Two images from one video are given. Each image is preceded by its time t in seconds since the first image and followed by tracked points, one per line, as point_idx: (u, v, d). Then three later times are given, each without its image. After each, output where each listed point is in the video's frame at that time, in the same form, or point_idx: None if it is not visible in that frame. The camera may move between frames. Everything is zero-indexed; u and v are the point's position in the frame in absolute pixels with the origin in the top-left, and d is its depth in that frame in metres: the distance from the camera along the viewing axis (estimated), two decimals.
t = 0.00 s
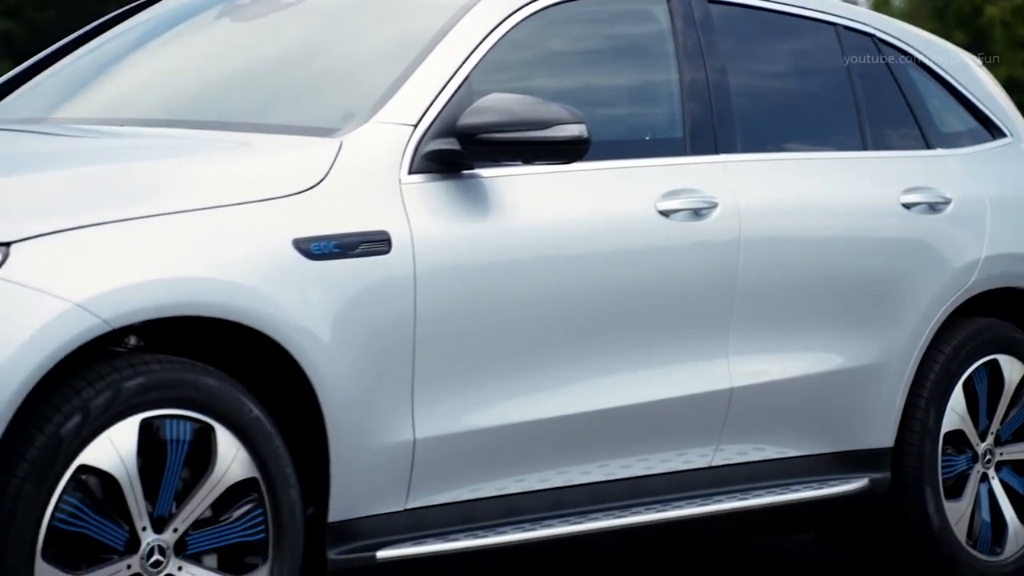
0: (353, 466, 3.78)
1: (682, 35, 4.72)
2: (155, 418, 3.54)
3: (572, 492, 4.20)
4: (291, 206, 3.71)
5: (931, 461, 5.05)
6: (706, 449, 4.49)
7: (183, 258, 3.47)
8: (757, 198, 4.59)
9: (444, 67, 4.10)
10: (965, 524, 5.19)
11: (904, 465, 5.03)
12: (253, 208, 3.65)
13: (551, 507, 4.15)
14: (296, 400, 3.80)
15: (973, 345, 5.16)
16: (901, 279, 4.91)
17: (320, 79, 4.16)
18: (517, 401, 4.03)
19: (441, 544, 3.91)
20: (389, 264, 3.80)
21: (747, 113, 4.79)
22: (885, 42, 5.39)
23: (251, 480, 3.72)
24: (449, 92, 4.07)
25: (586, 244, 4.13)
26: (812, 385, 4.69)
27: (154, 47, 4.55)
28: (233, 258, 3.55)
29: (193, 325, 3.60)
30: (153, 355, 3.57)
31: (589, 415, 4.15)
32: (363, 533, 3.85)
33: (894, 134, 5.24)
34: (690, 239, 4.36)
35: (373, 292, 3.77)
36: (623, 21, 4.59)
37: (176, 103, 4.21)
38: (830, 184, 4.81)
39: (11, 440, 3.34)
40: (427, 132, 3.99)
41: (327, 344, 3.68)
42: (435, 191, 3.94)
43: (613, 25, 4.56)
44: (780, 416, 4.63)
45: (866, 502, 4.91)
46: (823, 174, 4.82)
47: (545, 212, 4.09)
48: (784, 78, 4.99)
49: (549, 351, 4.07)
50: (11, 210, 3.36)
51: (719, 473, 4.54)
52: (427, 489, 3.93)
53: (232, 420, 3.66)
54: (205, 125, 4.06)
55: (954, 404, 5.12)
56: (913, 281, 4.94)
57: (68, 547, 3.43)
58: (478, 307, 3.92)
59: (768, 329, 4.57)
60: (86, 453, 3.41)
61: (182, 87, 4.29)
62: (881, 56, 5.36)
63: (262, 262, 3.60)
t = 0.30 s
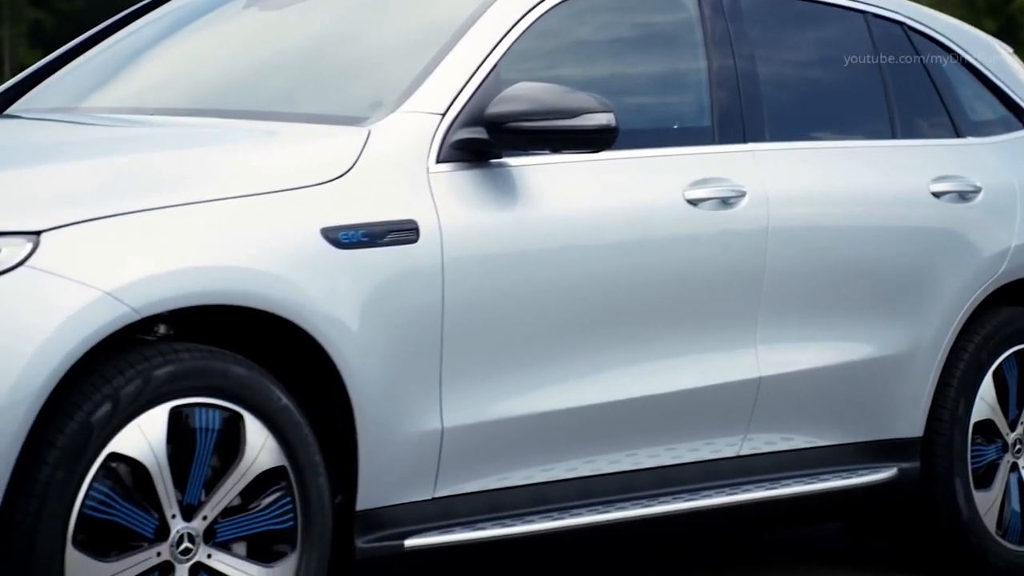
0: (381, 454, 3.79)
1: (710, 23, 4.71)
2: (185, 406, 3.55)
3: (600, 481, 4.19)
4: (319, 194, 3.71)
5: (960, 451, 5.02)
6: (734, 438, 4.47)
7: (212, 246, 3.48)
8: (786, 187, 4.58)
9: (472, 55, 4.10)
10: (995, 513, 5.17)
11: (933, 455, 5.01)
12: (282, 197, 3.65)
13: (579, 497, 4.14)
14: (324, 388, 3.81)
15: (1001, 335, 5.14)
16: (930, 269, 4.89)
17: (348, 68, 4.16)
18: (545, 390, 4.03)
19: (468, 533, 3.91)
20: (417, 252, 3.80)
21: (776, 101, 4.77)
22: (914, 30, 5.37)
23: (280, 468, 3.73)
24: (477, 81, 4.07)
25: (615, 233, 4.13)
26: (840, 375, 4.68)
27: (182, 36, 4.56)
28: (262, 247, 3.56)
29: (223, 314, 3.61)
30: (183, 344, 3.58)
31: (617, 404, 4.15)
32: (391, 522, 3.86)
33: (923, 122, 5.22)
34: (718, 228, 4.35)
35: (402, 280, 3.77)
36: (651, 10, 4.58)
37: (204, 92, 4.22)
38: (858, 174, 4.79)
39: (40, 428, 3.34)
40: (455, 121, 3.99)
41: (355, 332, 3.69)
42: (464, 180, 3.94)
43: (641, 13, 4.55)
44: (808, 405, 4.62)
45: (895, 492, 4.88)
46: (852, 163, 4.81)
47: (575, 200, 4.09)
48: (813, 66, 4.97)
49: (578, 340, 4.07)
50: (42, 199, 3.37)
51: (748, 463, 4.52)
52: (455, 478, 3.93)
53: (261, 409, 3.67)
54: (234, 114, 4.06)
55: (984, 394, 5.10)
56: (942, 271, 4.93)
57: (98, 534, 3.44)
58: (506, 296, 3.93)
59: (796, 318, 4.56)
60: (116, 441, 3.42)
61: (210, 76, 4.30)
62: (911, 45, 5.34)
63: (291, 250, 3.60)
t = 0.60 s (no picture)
0: (413, 441, 3.79)
1: (742, 10, 4.69)
2: (218, 393, 3.56)
3: (630, 468, 4.19)
4: (351, 181, 3.72)
5: (994, 438, 5.00)
6: (766, 425, 4.46)
7: (244, 233, 3.50)
8: (819, 174, 4.56)
9: (503, 43, 4.10)
10: None
11: (967, 443, 4.97)
12: (314, 184, 3.66)
13: (609, 484, 4.13)
14: (356, 375, 3.81)
15: None
16: (963, 256, 4.87)
17: (380, 55, 4.17)
18: (576, 377, 4.03)
19: (500, 519, 3.90)
20: (448, 239, 3.81)
21: (808, 88, 4.76)
22: (949, 16, 5.34)
23: (312, 454, 3.74)
24: (508, 68, 4.07)
25: (646, 220, 4.12)
26: (872, 362, 4.67)
27: (215, 23, 4.58)
28: (293, 234, 3.57)
29: (255, 301, 3.62)
30: (216, 331, 3.59)
31: (648, 391, 4.15)
32: (421, 508, 3.86)
33: (957, 109, 5.19)
34: (750, 214, 4.34)
35: (434, 267, 3.78)
36: None
37: (236, 79, 4.24)
38: (891, 160, 4.77)
39: (75, 414, 3.35)
40: (486, 108, 3.99)
41: (386, 319, 3.70)
42: (495, 167, 3.95)
43: None
44: (840, 393, 4.61)
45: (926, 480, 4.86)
46: (884, 149, 4.79)
47: (606, 187, 4.08)
48: (846, 52, 4.95)
49: (610, 326, 4.07)
50: (76, 185, 3.39)
51: (780, 450, 4.51)
52: (486, 465, 3.94)
53: (293, 395, 3.68)
54: (267, 101, 4.08)
55: (1018, 382, 5.08)
56: (975, 258, 4.90)
57: (131, 519, 3.46)
58: (539, 283, 3.93)
59: (828, 305, 4.54)
60: (149, 427, 3.43)
61: (243, 63, 4.31)
62: (945, 31, 5.30)
63: (323, 237, 3.61)
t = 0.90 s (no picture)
0: (440, 430, 3.80)
1: None
2: (246, 381, 3.57)
3: (657, 457, 4.18)
4: (379, 170, 3.73)
5: None
6: (793, 415, 4.46)
7: (272, 222, 3.50)
8: (848, 163, 4.55)
9: (530, 31, 4.09)
10: None
11: (996, 433, 4.95)
12: (342, 173, 3.67)
13: (636, 473, 4.13)
14: (383, 364, 3.82)
15: None
16: (992, 245, 4.85)
17: (407, 44, 4.18)
18: (604, 367, 4.03)
19: (530, 508, 3.91)
20: (475, 228, 3.81)
21: (836, 76, 4.74)
22: (980, 3, 5.30)
23: (339, 443, 3.75)
24: (535, 57, 4.07)
25: (674, 209, 4.12)
26: (900, 352, 4.65)
27: (244, 12, 4.59)
28: (322, 223, 3.57)
29: (283, 290, 3.62)
30: (243, 320, 3.60)
31: (675, 380, 4.15)
32: (450, 497, 3.87)
33: (988, 97, 5.16)
34: (778, 203, 4.33)
35: (461, 256, 3.78)
36: None
37: (265, 69, 4.25)
38: (921, 149, 4.75)
39: (104, 401, 3.36)
40: (514, 96, 3.99)
41: (414, 308, 3.70)
42: (523, 156, 3.95)
43: None
44: (867, 382, 4.60)
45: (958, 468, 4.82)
46: (913, 138, 4.77)
47: (633, 176, 4.08)
48: (875, 40, 4.93)
49: (637, 315, 4.06)
50: (105, 174, 3.40)
51: (808, 440, 4.50)
52: (513, 454, 3.95)
53: (320, 384, 3.68)
54: (296, 90, 4.09)
55: None
56: (1004, 247, 4.88)
57: (161, 506, 3.47)
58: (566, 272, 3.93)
59: (856, 295, 4.53)
60: (178, 415, 3.44)
61: (271, 53, 4.33)
62: (976, 18, 5.27)
63: (351, 226, 3.62)
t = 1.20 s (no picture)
0: (471, 419, 3.80)
1: None
2: (277, 370, 3.58)
3: (688, 447, 4.18)
4: (412, 159, 3.73)
5: None
6: (825, 405, 4.45)
7: (305, 211, 3.51)
8: (880, 152, 4.54)
9: (561, 21, 4.10)
10: None
11: None
12: (374, 162, 3.67)
13: (667, 463, 4.13)
14: (414, 354, 3.82)
15: None
16: None
17: (439, 35, 4.19)
18: (634, 356, 4.03)
19: (561, 497, 3.91)
20: (507, 217, 3.82)
21: (869, 64, 4.73)
22: None
23: (371, 432, 3.75)
24: (566, 47, 4.07)
25: (705, 198, 4.11)
26: (932, 341, 4.64)
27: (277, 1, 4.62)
28: (353, 211, 3.58)
29: (314, 278, 3.63)
30: (274, 308, 3.60)
31: (706, 370, 4.14)
32: (481, 486, 3.88)
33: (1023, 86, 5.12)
34: (810, 192, 4.32)
35: (493, 245, 3.79)
36: None
37: (297, 59, 4.27)
38: (955, 138, 4.73)
39: (137, 388, 3.37)
40: (545, 85, 3.99)
41: (445, 297, 3.70)
42: (554, 145, 3.95)
43: None
44: (899, 372, 4.58)
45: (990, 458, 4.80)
46: (946, 127, 4.75)
47: (664, 165, 4.08)
48: (908, 29, 4.91)
49: (669, 305, 4.06)
50: (139, 163, 3.41)
51: (839, 430, 4.49)
52: (544, 443, 3.96)
53: (352, 373, 3.69)
54: (329, 79, 4.10)
55: None
56: None
57: (193, 495, 3.48)
58: (598, 261, 3.93)
59: (888, 284, 4.52)
60: (210, 403, 3.45)
61: (304, 43, 4.34)
62: (1011, 7, 5.24)
63: (383, 214, 3.63)
